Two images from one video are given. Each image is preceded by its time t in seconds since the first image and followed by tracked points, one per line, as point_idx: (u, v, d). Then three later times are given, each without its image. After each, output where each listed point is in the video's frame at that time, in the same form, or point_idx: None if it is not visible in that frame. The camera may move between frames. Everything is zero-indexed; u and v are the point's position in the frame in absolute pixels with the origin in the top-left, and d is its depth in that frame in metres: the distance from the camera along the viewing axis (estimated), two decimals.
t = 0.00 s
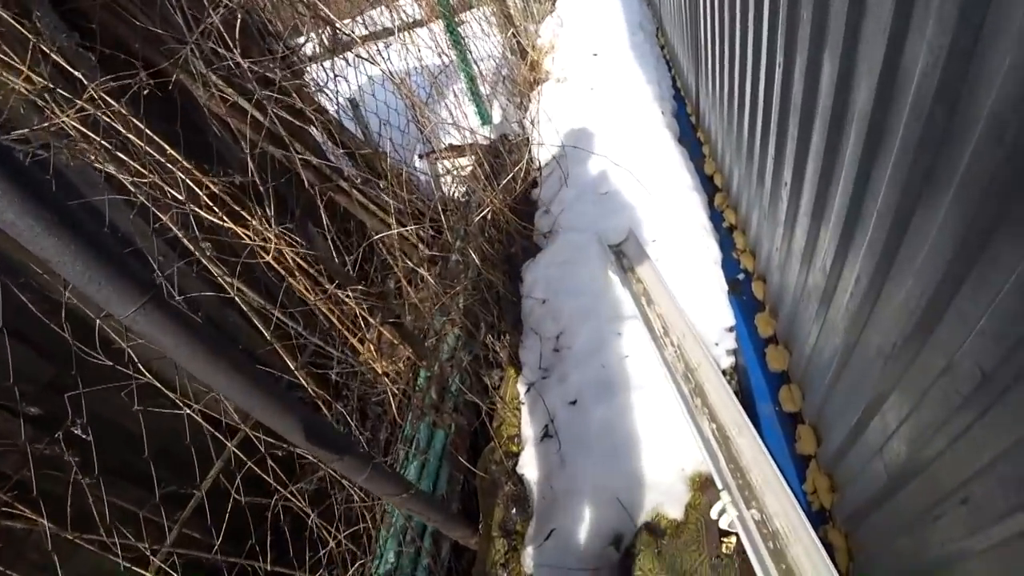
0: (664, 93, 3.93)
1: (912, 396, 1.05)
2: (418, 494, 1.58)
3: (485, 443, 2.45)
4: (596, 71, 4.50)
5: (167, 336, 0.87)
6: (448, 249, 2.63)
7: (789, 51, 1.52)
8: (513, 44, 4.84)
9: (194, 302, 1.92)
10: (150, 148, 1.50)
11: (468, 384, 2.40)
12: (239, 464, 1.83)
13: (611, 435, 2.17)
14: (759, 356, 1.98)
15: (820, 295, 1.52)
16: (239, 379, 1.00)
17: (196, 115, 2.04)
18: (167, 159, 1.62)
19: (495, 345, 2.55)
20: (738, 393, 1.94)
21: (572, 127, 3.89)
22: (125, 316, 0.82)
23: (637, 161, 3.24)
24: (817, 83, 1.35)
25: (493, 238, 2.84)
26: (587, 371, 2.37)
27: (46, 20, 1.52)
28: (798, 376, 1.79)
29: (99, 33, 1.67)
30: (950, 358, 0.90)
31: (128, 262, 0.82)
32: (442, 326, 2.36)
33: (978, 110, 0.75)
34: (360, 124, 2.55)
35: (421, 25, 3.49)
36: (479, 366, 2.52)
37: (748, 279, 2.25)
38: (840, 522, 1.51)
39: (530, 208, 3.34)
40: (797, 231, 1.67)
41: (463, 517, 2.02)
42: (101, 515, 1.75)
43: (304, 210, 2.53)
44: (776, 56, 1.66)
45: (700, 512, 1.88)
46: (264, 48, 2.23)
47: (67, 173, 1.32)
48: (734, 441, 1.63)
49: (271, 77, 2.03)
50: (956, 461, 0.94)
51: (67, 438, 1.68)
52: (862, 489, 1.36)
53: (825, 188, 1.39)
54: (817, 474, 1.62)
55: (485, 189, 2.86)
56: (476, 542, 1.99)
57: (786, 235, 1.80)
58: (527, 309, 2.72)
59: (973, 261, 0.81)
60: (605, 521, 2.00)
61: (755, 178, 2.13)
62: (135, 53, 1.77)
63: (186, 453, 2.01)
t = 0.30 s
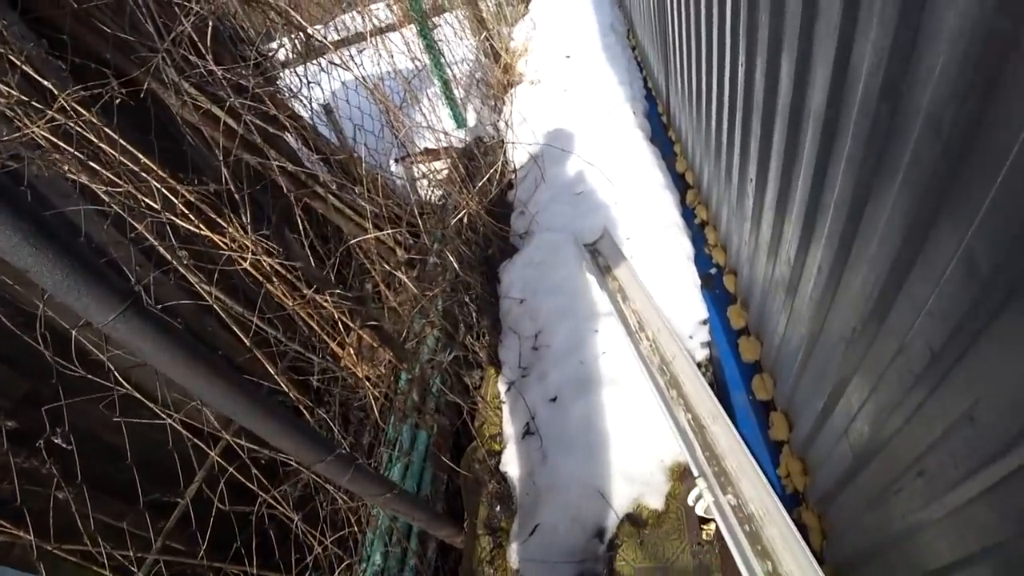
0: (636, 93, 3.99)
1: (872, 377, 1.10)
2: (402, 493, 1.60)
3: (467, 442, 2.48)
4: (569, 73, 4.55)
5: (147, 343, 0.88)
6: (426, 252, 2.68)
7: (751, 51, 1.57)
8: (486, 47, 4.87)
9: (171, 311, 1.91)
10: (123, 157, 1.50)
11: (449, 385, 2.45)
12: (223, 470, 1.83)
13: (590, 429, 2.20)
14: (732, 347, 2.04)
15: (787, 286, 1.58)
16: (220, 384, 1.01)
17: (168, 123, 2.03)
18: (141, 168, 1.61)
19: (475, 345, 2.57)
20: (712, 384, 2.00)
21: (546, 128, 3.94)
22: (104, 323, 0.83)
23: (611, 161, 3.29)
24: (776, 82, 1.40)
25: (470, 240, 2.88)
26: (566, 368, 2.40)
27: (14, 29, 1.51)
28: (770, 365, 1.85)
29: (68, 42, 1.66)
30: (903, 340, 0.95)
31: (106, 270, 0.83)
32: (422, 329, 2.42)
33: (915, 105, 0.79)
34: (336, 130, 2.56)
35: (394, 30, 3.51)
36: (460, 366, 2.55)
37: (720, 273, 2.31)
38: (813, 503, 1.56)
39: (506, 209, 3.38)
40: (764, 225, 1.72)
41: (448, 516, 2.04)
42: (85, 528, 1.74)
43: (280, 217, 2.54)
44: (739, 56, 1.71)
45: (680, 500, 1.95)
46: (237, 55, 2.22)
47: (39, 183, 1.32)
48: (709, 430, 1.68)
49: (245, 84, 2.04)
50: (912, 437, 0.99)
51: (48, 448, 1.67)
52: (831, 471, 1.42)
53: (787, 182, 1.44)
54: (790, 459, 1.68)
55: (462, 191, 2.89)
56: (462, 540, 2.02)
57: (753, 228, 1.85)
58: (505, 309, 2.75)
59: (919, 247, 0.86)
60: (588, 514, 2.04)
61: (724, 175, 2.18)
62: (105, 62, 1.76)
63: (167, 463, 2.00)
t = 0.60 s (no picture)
0: (606, 97, 4.10)
1: (825, 345, 1.16)
2: (385, 488, 1.64)
3: (450, 441, 2.52)
4: (540, 80, 4.64)
5: (132, 338, 0.92)
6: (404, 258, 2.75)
7: (704, 50, 1.66)
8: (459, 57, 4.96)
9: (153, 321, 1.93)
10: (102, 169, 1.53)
11: (430, 384, 2.50)
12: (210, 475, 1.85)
13: (569, 422, 2.26)
14: (703, 334, 2.11)
15: (749, 271, 1.66)
16: (204, 378, 1.04)
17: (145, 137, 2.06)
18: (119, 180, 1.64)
19: (455, 346, 2.62)
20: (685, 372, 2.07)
21: (518, 134, 4.03)
22: (89, 318, 0.87)
23: (582, 163, 3.37)
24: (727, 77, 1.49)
25: (447, 244, 2.95)
26: (543, 364, 2.45)
27: None
28: (738, 349, 1.92)
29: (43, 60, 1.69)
30: (847, 305, 1.02)
31: (91, 268, 0.87)
32: (402, 332, 2.47)
33: (839, 84, 0.86)
34: (312, 141, 2.60)
35: (366, 43, 3.56)
36: (441, 367, 2.60)
37: (690, 265, 2.39)
38: (784, 477, 1.62)
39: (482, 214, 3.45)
40: (726, 214, 1.81)
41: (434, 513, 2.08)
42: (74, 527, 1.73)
43: (258, 228, 2.58)
44: (696, 55, 1.80)
45: (659, 485, 2.00)
46: (211, 70, 2.24)
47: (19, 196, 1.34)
48: (681, 413, 1.74)
49: (220, 98, 2.08)
50: (861, 397, 1.05)
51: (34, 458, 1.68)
52: (798, 443, 1.48)
53: (742, 171, 1.53)
54: (761, 437, 1.74)
55: (437, 198, 2.96)
56: (447, 536, 2.05)
57: (717, 218, 1.93)
58: (483, 310, 2.81)
59: (851, 217, 0.93)
60: (571, 503, 2.08)
61: (688, 171, 2.27)
62: (81, 78, 1.79)
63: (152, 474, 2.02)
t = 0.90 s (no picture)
0: (578, 100, 4.19)
1: (790, 311, 1.21)
2: (378, 484, 1.67)
3: (441, 442, 2.57)
4: (514, 88, 4.73)
5: (124, 339, 0.96)
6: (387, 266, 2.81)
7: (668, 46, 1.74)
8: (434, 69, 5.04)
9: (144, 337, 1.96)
10: (86, 186, 1.56)
11: (419, 387, 2.54)
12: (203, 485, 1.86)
13: (555, 414, 2.30)
14: (682, 320, 2.18)
15: (718, 253, 1.73)
16: (197, 377, 1.08)
17: (127, 159, 2.10)
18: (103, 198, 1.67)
19: (441, 349, 2.68)
20: (667, 357, 2.12)
21: (494, 142, 4.11)
22: (81, 320, 0.91)
23: (558, 165, 3.45)
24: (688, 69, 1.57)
25: (428, 251, 3.02)
26: (528, 361, 2.50)
27: None
28: (715, 330, 1.98)
29: (23, 88, 1.72)
30: (803, 267, 1.07)
31: (79, 272, 0.91)
32: (389, 337, 2.54)
33: (774, 60, 0.95)
34: (292, 156, 2.64)
35: (342, 60, 3.63)
36: (428, 369, 2.65)
37: (665, 256, 2.47)
38: (767, 450, 1.64)
39: (462, 220, 3.52)
40: (695, 202, 1.88)
41: (429, 511, 2.10)
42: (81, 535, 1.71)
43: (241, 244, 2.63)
44: (659, 52, 1.89)
45: (648, 469, 2.04)
46: (188, 92, 2.25)
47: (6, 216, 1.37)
48: (663, 394, 1.79)
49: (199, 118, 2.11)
50: (822, 357, 1.10)
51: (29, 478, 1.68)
52: (775, 413, 1.51)
53: (707, 157, 1.60)
54: (742, 414, 1.78)
55: (418, 207, 3.02)
56: (443, 532, 2.09)
57: (687, 207, 2.00)
58: (467, 312, 2.86)
59: (798, 183, 0.98)
60: (563, 494, 2.11)
61: (659, 165, 2.36)
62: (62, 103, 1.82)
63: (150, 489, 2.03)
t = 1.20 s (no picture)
0: (562, 111, 4.28)
1: (768, 301, 1.26)
2: (378, 490, 1.70)
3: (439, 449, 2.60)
4: (499, 102, 4.81)
5: (129, 348, 1.00)
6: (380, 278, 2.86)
7: (644, 55, 1.82)
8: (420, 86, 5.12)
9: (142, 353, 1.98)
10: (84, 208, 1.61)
11: (415, 396, 2.58)
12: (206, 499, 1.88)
13: (550, 417, 2.34)
14: (670, 320, 2.23)
15: (700, 251, 1.79)
16: (199, 385, 1.12)
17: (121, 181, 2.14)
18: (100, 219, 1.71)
19: (436, 358, 2.72)
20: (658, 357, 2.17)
21: (481, 154, 4.18)
22: (89, 331, 0.95)
23: (544, 175, 3.52)
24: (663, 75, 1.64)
25: (420, 263, 3.07)
26: (521, 366, 2.55)
27: None
28: (702, 327, 2.04)
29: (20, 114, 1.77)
30: (776, 257, 1.12)
31: (86, 286, 0.96)
32: (384, 349, 2.58)
33: (736, 64, 1.03)
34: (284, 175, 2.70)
35: (329, 80, 3.69)
36: (424, 379, 2.69)
37: (652, 258, 2.53)
38: (756, 441, 1.68)
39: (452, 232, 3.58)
40: (676, 204, 1.95)
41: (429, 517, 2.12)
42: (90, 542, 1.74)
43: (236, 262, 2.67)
44: (636, 63, 1.98)
45: (643, 467, 2.08)
46: (181, 115, 2.31)
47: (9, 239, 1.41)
48: (653, 391, 1.84)
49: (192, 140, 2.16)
50: (799, 342, 1.15)
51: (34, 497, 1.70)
52: (762, 402, 1.56)
53: (685, 159, 1.67)
54: (731, 406, 1.82)
55: (408, 220, 3.07)
56: (444, 538, 2.10)
57: (669, 210, 2.07)
58: (460, 321, 2.90)
59: (766, 177, 1.04)
60: (561, 495, 2.14)
61: (641, 170, 2.43)
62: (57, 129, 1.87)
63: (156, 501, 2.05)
